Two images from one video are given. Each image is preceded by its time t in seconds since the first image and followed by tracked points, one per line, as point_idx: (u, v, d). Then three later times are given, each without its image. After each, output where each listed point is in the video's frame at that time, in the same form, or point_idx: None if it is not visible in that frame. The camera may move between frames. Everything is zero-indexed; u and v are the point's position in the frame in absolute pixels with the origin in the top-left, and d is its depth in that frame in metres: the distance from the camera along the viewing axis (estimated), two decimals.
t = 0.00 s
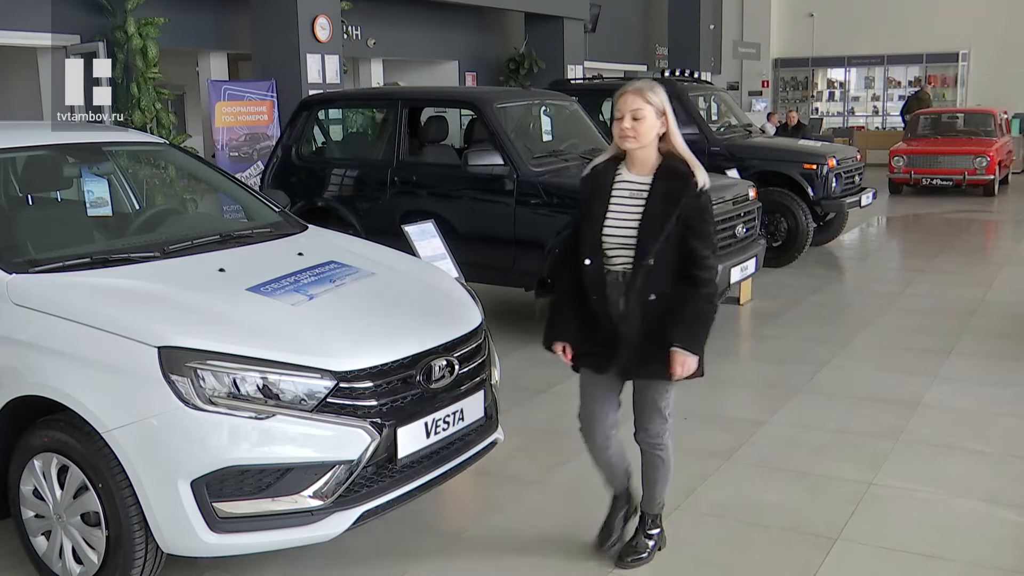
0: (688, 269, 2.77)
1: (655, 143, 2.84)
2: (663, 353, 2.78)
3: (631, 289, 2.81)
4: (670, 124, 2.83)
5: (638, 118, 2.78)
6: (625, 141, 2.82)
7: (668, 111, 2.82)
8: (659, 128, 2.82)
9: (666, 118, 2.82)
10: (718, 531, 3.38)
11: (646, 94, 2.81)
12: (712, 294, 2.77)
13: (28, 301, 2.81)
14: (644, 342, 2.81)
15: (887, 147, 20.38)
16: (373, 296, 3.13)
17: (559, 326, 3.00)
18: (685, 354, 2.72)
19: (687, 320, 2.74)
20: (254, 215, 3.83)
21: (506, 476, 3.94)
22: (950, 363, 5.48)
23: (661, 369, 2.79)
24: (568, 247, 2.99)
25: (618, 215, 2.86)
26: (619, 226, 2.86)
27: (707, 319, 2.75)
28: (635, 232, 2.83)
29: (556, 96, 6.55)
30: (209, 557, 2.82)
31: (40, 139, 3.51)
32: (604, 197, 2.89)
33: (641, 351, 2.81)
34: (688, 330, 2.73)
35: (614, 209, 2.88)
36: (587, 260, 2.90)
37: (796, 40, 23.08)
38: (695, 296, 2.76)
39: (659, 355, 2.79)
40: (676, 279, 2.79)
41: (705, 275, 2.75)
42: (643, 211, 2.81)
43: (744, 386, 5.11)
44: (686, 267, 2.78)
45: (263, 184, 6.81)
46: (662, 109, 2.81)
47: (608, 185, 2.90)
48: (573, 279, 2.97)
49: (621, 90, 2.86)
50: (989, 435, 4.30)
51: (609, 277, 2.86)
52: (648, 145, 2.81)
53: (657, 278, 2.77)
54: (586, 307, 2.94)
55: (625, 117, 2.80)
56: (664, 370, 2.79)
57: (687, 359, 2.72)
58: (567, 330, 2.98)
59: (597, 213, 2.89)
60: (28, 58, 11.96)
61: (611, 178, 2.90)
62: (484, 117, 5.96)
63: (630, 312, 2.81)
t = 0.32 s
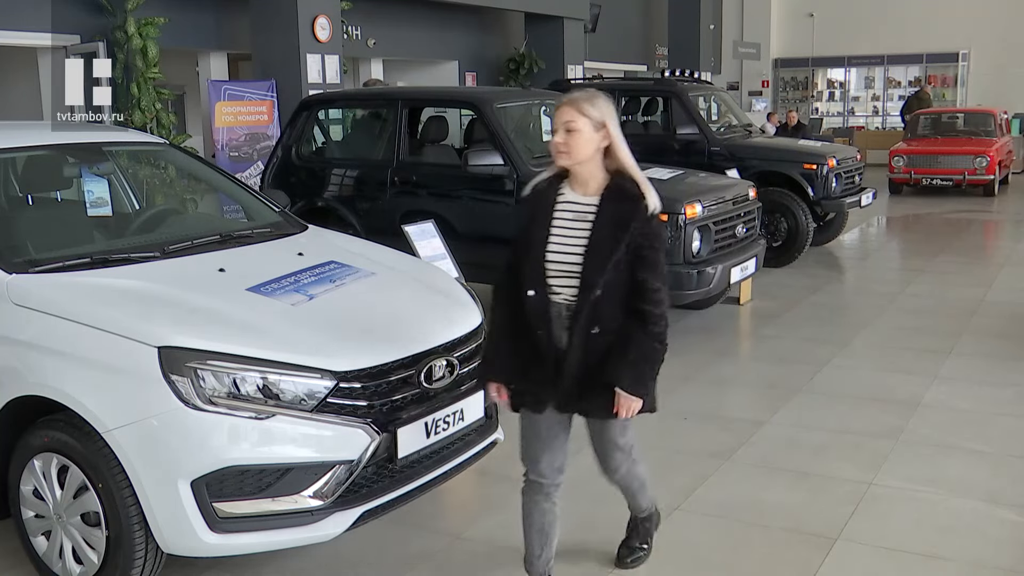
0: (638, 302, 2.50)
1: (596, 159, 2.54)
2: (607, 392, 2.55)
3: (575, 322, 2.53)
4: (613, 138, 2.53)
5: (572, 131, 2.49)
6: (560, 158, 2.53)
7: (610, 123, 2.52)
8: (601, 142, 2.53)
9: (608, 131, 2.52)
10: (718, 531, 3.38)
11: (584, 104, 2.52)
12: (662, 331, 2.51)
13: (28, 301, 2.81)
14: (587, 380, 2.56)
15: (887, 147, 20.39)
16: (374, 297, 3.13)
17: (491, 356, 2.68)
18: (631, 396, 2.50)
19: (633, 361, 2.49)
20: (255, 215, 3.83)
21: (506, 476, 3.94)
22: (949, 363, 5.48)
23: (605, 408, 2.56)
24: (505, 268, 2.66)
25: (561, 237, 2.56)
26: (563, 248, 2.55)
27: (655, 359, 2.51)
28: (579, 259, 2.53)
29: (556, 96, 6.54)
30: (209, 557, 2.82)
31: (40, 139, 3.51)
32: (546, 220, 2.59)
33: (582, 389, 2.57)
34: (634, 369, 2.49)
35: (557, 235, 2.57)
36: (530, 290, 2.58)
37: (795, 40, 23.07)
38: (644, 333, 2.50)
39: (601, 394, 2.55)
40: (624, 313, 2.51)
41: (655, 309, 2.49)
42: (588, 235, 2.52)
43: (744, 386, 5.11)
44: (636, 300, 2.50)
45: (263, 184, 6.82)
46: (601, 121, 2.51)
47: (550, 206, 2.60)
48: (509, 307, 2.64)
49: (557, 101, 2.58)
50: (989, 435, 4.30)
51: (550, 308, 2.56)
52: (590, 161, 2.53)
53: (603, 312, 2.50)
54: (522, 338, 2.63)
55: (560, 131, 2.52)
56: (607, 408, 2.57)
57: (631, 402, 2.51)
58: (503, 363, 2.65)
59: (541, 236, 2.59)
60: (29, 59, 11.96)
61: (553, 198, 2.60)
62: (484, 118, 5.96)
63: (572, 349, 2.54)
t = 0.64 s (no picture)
0: (582, 314, 2.19)
1: (518, 160, 2.24)
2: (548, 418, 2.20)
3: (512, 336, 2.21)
4: (531, 134, 2.21)
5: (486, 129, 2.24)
6: (484, 162, 2.30)
7: (526, 118, 2.21)
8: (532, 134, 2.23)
9: (524, 127, 2.22)
10: (718, 531, 3.38)
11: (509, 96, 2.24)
12: (608, 346, 2.19)
13: (28, 301, 2.81)
14: (528, 402, 2.21)
15: (887, 147, 20.39)
16: (373, 297, 3.13)
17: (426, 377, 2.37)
18: (573, 421, 2.15)
19: (578, 378, 2.16)
20: (254, 215, 3.83)
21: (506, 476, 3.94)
22: (949, 363, 5.48)
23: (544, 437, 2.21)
24: (437, 276, 2.36)
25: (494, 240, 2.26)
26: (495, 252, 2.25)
27: (603, 377, 2.18)
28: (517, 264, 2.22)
29: (556, 95, 6.56)
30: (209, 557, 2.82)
31: (41, 139, 3.51)
32: (482, 222, 2.29)
33: (523, 412, 2.22)
34: (576, 391, 2.15)
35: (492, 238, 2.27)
36: (461, 298, 2.27)
37: (796, 40, 23.06)
38: (590, 347, 2.18)
39: (541, 420, 2.20)
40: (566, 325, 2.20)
41: (600, 321, 2.18)
42: (527, 239, 2.22)
43: (744, 386, 5.11)
44: (580, 310, 2.19)
45: (263, 184, 6.82)
46: (515, 117, 2.22)
47: (487, 209, 2.29)
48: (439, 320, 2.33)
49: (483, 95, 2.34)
50: (989, 436, 4.30)
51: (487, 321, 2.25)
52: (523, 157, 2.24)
53: (544, 324, 2.18)
54: (457, 354, 2.32)
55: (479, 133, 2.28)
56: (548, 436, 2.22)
57: (574, 426, 2.16)
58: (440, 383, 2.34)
59: (475, 239, 2.28)
60: (29, 59, 11.96)
61: (492, 198, 2.30)
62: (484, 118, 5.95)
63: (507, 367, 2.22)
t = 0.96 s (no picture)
0: (508, 357, 1.96)
1: (442, 181, 2.02)
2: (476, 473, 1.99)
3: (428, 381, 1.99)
4: (455, 151, 1.98)
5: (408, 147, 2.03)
6: (406, 182, 2.08)
7: (450, 132, 1.98)
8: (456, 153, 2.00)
9: (448, 142, 1.99)
10: (718, 531, 3.38)
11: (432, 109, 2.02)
12: (538, 394, 1.97)
13: (28, 302, 2.81)
14: (449, 457, 1.99)
15: (887, 147, 20.40)
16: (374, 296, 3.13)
17: (344, 422, 2.16)
18: (501, 479, 1.94)
19: (503, 432, 1.94)
20: (254, 215, 3.82)
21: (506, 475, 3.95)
22: (949, 363, 5.48)
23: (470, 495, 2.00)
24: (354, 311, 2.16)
25: (411, 271, 2.05)
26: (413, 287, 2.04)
27: (533, 431, 1.96)
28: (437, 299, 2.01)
29: (555, 96, 6.55)
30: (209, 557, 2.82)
31: (41, 138, 3.51)
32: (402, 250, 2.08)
33: (444, 468, 2.00)
34: (503, 447, 1.94)
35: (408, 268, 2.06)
36: (377, 336, 2.08)
37: (796, 40, 23.06)
38: (517, 396, 1.96)
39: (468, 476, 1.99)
40: (490, 370, 1.97)
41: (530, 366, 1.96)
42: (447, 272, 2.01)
43: (744, 386, 5.11)
44: (505, 354, 1.96)
45: (263, 184, 6.82)
46: (439, 131, 1.99)
47: (408, 234, 2.08)
48: (354, 360, 2.13)
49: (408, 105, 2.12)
50: (989, 435, 4.30)
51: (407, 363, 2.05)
52: (446, 179, 2.01)
53: (466, 369, 1.96)
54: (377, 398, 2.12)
55: (401, 148, 2.07)
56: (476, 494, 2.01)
57: (502, 486, 1.95)
58: (359, 428, 2.15)
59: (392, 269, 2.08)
60: (28, 59, 11.95)
61: (415, 222, 2.08)
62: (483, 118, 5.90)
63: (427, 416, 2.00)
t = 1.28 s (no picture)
0: (405, 378, 1.69)
1: (364, 181, 1.75)
2: (355, 509, 1.72)
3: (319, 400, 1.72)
4: (385, 147, 1.73)
5: (321, 137, 1.75)
6: (316, 181, 1.80)
7: (378, 125, 1.73)
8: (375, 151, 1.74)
9: (377, 136, 1.74)
10: (718, 531, 3.38)
11: (353, 98, 1.76)
12: (431, 424, 1.69)
13: (27, 302, 2.81)
14: (332, 485, 1.73)
15: (887, 147, 20.41)
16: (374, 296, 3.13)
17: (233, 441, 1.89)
18: (383, 518, 1.67)
19: (386, 463, 1.67)
20: (254, 215, 3.82)
21: (506, 476, 3.95)
22: (949, 363, 5.48)
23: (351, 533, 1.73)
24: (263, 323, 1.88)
25: (318, 285, 1.78)
26: (317, 301, 1.77)
27: (421, 466, 1.68)
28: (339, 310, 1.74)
29: (555, 96, 6.55)
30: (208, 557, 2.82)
31: (41, 139, 3.51)
32: (316, 257, 1.81)
33: (325, 499, 1.74)
34: (387, 480, 1.66)
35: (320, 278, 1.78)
36: (278, 356, 1.81)
37: (796, 40, 23.06)
38: (408, 423, 1.68)
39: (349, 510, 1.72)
40: (385, 393, 1.69)
41: (428, 390, 1.68)
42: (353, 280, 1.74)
43: (744, 386, 5.11)
44: (403, 375, 1.69)
45: (263, 184, 6.81)
46: (361, 123, 1.73)
47: (320, 241, 1.82)
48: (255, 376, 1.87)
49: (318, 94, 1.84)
50: (989, 436, 4.30)
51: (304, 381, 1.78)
52: (362, 181, 1.75)
53: (359, 387, 1.69)
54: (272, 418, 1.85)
55: (313, 140, 1.78)
56: (354, 531, 1.73)
57: (383, 525, 1.68)
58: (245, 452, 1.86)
59: (304, 277, 1.81)
60: (29, 59, 11.96)
61: (328, 226, 1.83)
62: (484, 118, 5.94)
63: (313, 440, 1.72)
